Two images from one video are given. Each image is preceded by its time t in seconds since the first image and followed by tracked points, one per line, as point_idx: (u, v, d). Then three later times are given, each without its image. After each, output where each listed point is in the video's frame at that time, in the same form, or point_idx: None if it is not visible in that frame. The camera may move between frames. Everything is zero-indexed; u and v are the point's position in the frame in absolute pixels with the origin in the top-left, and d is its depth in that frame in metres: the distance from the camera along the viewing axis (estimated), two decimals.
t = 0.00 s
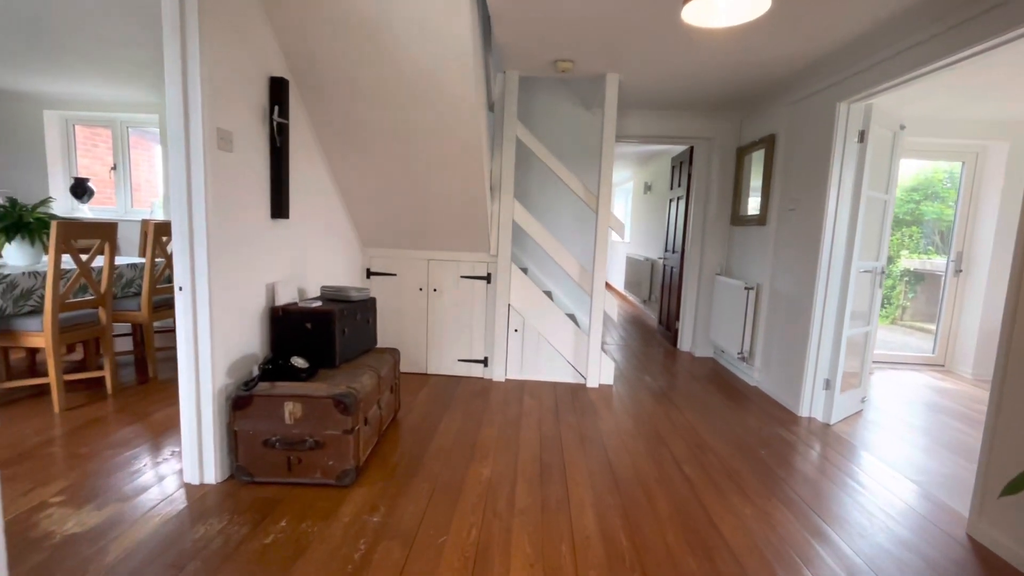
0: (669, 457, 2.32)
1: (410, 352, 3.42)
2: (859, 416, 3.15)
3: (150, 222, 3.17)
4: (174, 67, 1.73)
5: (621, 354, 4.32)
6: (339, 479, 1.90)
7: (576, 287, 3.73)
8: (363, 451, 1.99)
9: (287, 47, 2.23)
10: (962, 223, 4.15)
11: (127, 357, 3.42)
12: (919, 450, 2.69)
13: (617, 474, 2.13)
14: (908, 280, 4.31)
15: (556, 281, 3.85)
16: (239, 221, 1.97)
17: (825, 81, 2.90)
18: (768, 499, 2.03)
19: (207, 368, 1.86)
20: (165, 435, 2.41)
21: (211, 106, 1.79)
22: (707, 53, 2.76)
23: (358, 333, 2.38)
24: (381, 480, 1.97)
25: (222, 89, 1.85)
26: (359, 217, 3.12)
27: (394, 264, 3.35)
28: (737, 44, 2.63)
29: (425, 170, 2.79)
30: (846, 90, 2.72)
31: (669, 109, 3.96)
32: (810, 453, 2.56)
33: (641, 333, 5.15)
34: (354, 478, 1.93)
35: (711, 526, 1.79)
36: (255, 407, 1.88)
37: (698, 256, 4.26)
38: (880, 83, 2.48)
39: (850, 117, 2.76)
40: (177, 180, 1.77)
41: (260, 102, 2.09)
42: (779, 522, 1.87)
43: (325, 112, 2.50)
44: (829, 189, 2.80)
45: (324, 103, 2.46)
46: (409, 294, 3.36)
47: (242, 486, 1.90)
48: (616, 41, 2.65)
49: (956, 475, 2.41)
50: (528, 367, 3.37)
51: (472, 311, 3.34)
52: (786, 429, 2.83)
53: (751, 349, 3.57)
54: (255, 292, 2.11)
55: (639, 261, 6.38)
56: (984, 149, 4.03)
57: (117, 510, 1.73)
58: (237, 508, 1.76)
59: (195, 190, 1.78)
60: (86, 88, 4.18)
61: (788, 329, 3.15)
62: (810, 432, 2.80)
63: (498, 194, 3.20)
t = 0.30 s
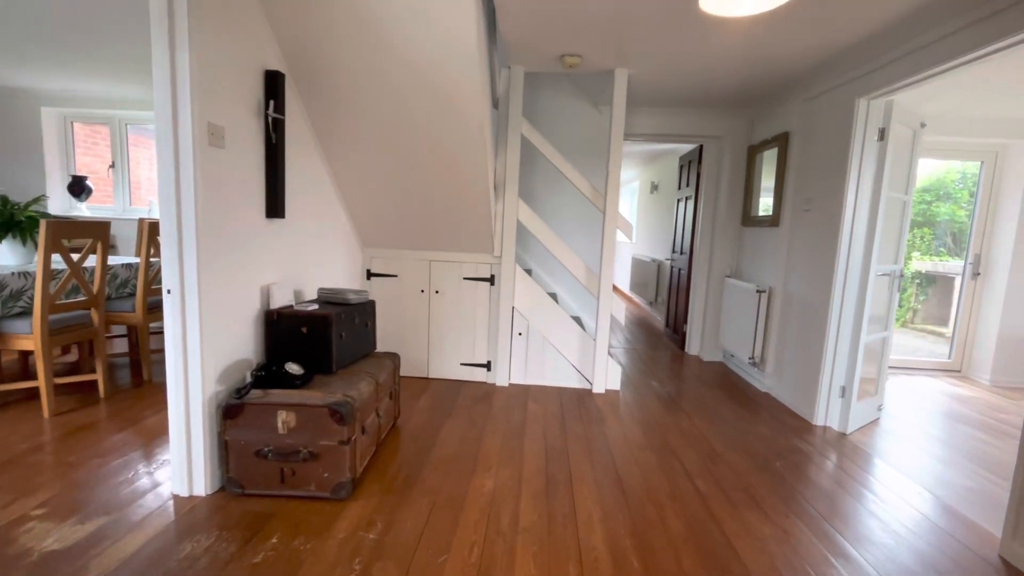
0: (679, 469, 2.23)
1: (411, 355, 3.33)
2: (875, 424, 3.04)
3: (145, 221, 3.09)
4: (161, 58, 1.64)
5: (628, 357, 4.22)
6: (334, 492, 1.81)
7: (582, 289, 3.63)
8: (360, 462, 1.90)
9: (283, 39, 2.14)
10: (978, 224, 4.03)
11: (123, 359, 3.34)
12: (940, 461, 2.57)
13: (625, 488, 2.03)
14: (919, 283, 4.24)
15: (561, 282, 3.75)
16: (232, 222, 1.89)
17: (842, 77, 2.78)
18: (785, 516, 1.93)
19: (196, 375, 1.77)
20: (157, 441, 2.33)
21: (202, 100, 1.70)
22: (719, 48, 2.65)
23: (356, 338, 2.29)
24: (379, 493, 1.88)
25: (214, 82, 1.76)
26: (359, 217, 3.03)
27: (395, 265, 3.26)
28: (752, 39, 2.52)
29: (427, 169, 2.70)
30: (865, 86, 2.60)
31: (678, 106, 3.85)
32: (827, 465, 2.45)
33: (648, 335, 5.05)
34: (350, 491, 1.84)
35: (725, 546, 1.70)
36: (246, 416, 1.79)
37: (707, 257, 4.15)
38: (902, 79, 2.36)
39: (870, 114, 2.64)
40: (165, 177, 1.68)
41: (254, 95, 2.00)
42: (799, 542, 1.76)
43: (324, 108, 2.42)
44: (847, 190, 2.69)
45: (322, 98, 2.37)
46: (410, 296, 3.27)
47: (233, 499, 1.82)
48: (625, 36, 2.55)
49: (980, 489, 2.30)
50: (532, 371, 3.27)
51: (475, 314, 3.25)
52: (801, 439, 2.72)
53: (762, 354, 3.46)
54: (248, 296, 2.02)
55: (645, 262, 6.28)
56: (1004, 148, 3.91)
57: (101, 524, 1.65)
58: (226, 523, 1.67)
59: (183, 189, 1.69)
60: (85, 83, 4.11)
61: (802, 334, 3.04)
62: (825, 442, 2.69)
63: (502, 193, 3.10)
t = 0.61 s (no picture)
0: (698, 480, 2.13)
1: (421, 357, 3.27)
2: (903, 433, 2.91)
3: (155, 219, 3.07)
4: (163, 51, 1.58)
5: (642, 360, 4.12)
6: (339, 500, 1.75)
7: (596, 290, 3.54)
8: (366, 469, 1.84)
9: (289, 33, 2.08)
10: (1010, 224, 3.86)
11: (134, 357, 3.34)
12: (974, 473, 2.44)
13: (642, 499, 1.94)
14: (944, 284, 4.07)
15: (575, 283, 3.67)
16: (237, 220, 1.84)
17: (871, 70, 2.65)
18: (812, 532, 1.83)
19: (199, 379, 1.72)
20: (162, 443, 2.29)
21: (204, 94, 1.64)
22: (741, 40, 2.54)
23: (363, 340, 2.23)
24: (386, 502, 1.82)
25: (217, 76, 1.70)
26: (369, 216, 2.98)
27: (405, 265, 3.20)
28: (775, 31, 2.41)
29: (437, 166, 2.63)
30: (896, 79, 2.47)
31: (696, 102, 3.74)
32: (854, 476, 2.33)
33: (663, 337, 4.93)
34: (356, 499, 1.78)
35: (748, 563, 1.60)
36: (249, 421, 1.73)
37: (724, 258, 4.03)
38: (936, 71, 2.23)
39: (901, 108, 2.51)
40: (167, 175, 1.63)
41: (260, 90, 1.95)
42: (827, 560, 1.66)
43: (332, 104, 2.36)
44: (876, 188, 2.56)
45: (330, 94, 2.31)
46: (420, 296, 3.21)
47: (236, 505, 1.77)
48: (642, 27, 2.45)
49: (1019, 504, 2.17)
50: (544, 374, 3.19)
51: (486, 315, 3.18)
52: (825, 448, 2.59)
53: (783, 358, 3.34)
54: (254, 296, 1.97)
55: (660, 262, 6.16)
56: None
57: (101, 530, 1.60)
58: (228, 531, 1.62)
59: (185, 187, 1.63)
60: (99, 81, 4.12)
61: (827, 338, 2.92)
62: (851, 451, 2.57)
63: (515, 192, 3.03)
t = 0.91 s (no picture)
0: (725, 494, 2.01)
1: (435, 358, 3.21)
2: (944, 445, 2.74)
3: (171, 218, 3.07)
4: (171, 44, 1.53)
5: (663, 364, 3.99)
6: (348, 509, 1.69)
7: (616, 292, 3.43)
8: (376, 476, 1.77)
9: (302, 25, 2.03)
10: None
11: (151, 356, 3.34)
12: None
13: (665, 514, 1.84)
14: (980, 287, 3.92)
15: (594, 284, 3.56)
16: (246, 218, 1.79)
17: (912, 60, 2.50)
18: (850, 553, 1.70)
19: (206, 381, 1.67)
20: (173, 444, 2.26)
21: (213, 88, 1.59)
22: (772, 30, 2.41)
23: (376, 341, 2.17)
24: (397, 511, 1.75)
25: (227, 69, 1.65)
26: (384, 214, 2.92)
27: (420, 265, 3.14)
28: (810, 19, 2.27)
29: (453, 163, 2.55)
30: (940, 69, 2.32)
31: (720, 97, 3.60)
32: (894, 492, 2.19)
33: (684, 340, 4.79)
34: (366, 508, 1.71)
35: None
36: (257, 425, 1.68)
37: (750, 259, 3.89)
38: (986, 59, 2.08)
39: (946, 100, 2.35)
40: (175, 171, 1.59)
41: (271, 85, 1.90)
42: None
43: (346, 99, 2.30)
44: (917, 185, 2.41)
45: (344, 89, 2.26)
46: (435, 297, 3.14)
47: (243, 512, 1.71)
48: (667, 18, 2.34)
49: None
50: (561, 378, 3.10)
51: (502, 316, 3.09)
52: (860, 461, 2.45)
53: (813, 365, 3.19)
54: (264, 296, 1.92)
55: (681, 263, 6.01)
56: None
57: (107, 535, 1.56)
58: (234, 539, 1.57)
59: (194, 184, 1.59)
60: (120, 80, 4.14)
61: (861, 344, 2.77)
62: (888, 464, 2.43)
63: (532, 189, 2.94)
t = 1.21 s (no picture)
0: (760, 512, 1.88)
1: (454, 362, 3.14)
2: (998, 462, 2.54)
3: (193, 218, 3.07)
4: (184, 40, 1.49)
5: (689, 369, 3.85)
6: (362, 521, 1.62)
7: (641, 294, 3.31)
8: (391, 487, 1.71)
9: (319, 21, 1.98)
10: None
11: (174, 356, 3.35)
12: None
13: (695, 533, 1.72)
14: None
15: (617, 286, 3.45)
16: (261, 219, 1.74)
17: (964, 48, 2.32)
18: None
19: (219, 387, 1.63)
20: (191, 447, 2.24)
21: (227, 84, 1.54)
22: (811, 18, 2.26)
23: (392, 345, 2.11)
24: (412, 524, 1.68)
25: (241, 65, 1.60)
26: (403, 214, 2.87)
27: (439, 266, 3.08)
28: (853, 5, 2.13)
29: (473, 161, 2.48)
30: (997, 57, 2.14)
31: (752, 92, 3.45)
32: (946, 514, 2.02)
33: (711, 344, 4.63)
34: (380, 520, 1.65)
35: None
36: (270, 432, 1.63)
37: (782, 260, 3.72)
38: None
39: (1005, 90, 2.17)
40: (188, 170, 1.54)
41: (287, 81, 1.85)
42: None
43: (364, 97, 2.25)
44: (971, 183, 2.24)
45: (362, 86, 2.20)
46: (454, 299, 3.07)
47: (256, 521, 1.67)
48: (698, 7, 2.22)
49: None
50: (584, 383, 3.00)
51: (523, 319, 3.01)
52: (905, 478, 2.28)
53: (851, 373, 3.02)
54: (279, 299, 1.88)
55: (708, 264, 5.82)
56: None
57: (118, 543, 1.53)
58: (246, 550, 1.52)
59: (206, 184, 1.54)
60: (148, 82, 4.20)
61: (905, 352, 2.60)
62: (936, 482, 2.26)
63: (554, 189, 2.85)
